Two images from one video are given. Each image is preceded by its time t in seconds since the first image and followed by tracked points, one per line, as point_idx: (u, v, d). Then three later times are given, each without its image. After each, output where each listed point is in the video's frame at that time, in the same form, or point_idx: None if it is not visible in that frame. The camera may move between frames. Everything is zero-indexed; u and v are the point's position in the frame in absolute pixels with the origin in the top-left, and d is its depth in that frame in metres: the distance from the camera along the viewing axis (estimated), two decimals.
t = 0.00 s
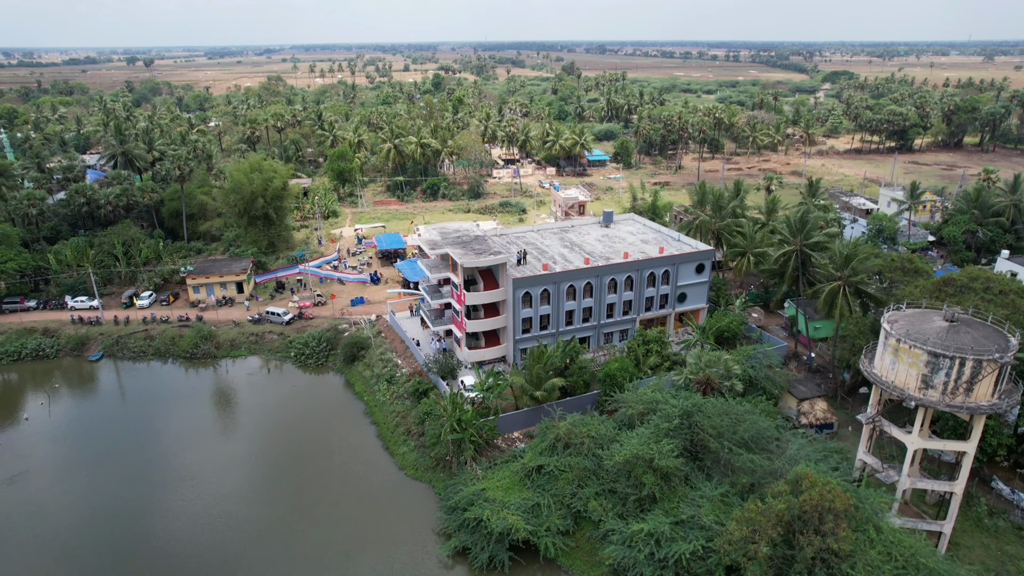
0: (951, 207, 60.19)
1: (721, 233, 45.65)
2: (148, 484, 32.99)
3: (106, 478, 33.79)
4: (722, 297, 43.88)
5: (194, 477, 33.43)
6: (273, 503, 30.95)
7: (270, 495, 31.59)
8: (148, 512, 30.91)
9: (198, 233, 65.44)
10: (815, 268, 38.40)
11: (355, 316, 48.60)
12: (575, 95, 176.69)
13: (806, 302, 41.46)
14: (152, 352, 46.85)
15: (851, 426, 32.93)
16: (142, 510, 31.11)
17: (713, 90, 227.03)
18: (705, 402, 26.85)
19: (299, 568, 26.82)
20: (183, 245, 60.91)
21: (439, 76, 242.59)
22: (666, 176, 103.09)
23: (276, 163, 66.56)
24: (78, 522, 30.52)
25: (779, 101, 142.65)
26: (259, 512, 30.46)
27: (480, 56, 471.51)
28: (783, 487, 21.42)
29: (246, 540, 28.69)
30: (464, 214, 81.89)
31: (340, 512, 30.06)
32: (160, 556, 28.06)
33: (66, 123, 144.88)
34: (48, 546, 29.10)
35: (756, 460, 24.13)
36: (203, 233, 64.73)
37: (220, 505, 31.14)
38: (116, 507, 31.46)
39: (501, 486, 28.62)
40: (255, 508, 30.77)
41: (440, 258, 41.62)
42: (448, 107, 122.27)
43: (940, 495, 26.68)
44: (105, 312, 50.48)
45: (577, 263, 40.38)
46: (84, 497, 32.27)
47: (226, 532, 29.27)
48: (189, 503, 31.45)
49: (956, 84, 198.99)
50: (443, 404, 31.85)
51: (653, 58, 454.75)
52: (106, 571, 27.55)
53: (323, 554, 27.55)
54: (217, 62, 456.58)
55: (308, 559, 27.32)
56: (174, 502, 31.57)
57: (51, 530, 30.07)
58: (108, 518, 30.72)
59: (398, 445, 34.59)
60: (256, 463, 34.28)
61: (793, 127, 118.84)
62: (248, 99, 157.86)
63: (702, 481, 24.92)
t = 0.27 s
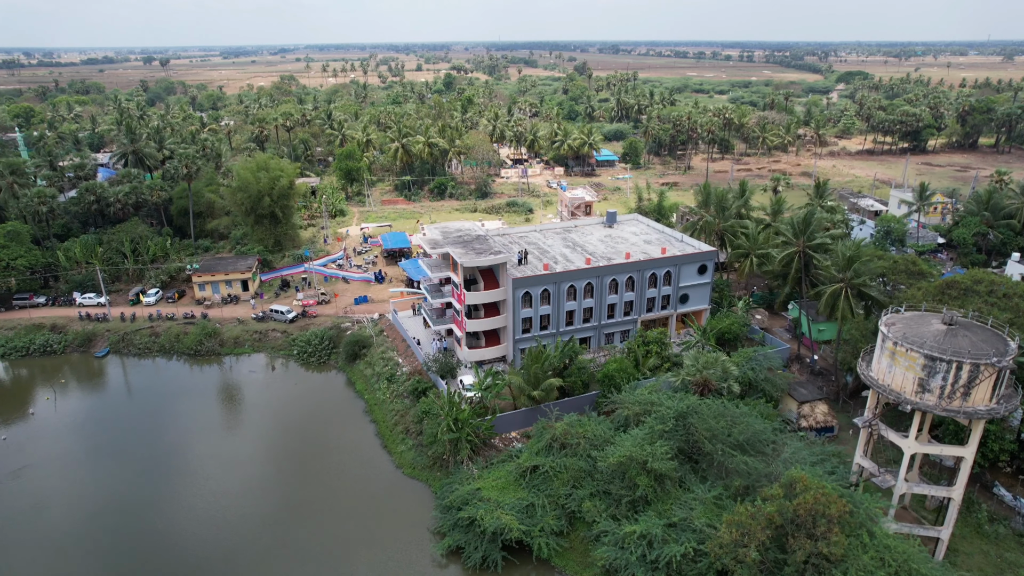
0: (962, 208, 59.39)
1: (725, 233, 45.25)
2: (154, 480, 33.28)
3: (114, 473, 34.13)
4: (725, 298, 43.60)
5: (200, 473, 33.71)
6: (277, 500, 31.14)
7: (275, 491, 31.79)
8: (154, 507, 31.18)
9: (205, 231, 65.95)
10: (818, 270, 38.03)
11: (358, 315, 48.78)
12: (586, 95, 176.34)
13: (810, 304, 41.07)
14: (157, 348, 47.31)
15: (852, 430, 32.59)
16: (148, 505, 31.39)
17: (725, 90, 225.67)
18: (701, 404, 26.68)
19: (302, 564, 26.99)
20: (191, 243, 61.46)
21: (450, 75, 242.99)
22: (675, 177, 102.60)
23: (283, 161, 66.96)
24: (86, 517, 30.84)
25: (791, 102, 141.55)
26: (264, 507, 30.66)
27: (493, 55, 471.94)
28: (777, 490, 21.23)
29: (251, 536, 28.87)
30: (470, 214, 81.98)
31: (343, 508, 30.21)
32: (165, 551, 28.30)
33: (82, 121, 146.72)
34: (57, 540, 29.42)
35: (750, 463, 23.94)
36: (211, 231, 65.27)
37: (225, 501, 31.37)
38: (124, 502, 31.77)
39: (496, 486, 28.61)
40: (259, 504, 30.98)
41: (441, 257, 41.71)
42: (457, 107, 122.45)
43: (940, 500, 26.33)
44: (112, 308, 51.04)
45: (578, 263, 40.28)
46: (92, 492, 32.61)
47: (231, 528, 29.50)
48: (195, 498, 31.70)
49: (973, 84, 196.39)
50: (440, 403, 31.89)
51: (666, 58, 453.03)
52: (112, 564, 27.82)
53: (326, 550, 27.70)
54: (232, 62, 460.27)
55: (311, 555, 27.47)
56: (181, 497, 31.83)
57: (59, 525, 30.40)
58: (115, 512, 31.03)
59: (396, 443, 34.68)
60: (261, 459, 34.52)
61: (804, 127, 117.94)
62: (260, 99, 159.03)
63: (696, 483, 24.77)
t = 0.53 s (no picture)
0: (972, 210, 58.61)
1: (728, 234, 44.90)
2: (159, 476, 33.55)
3: (119, 469, 34.45)
4: (727, 299, 43.34)
5: (204, 469, 33.96)
6: (279, 497, 31.32)
7: (277, 488, 31.97)
8: (158, 503, 31.45)
9: (213, 229, 66.42)
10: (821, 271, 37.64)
11: (360, 313, 48.96)
12: (596, 95, 175.95)
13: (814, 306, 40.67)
14: (163, 345, 47.76)
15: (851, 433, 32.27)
16: (152, 501, 31.65)
17: (737, 90, 224.27)
18: (697, 405, 26.49)
19: (304, 561, 27.13)
20: (198, 241, 61.97)
21: (461, 75, 243.13)
22: (683, 177, 102.11)
23: (290, 160, 67.32)
24: (92, 512, 31.13)
25: (803, 102, 140.36)
26: (266, 505, 30.85)
27: (504, 55, 472.49)
28: (770, 493, 21.02)
29: (253, 533, 29.05)
30: (477, 214, 82.02)
31: (344, 506, 30.34)
32: (168, 547, 28.54)
33: (96, 120, 148.30)
34: (63, 534, 29.74)
35: (744, 466, 23.73)
36: (218, 229, 65.79)
37: (228, 498, 31.58)
38: (128, 498, 32.05)
39: (491, 485, 28.60)
40: (262, 501, 31.18)
41: (442, 257, 41.80)
42: (466, 107, 122.60)
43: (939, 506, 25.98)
44: (119, 305, 51.59)
45: (579, 263, 40.16)
46: (97, 488, 32.91)
47: (234, 525, 29.69)
48: (198, 495, 31.94)
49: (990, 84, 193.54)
50: (437, 402, 31.90)
51: (678, 58, 450.95)
52: (116, 560, 28.07)
53: (327, 547, 27.84)
54: (245, 62, 463.41)
55: (312, 552, 27.61)
56: (184, 494, 32.07)
57: (64, 520, 30.69)
58: (120, 508, 31.32)
59: (394, 442, 34.78)
60: (265, 456, 34.75)
61: (815, 128, 117.00)
62: (271, 98, 160.12)
63: (689, 485, 24.59)
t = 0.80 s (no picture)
0: (984, 212, 57.78)
1: (731, 235, 44.56)
2: (164, 472, 33.85)
3: (126, 464, 34.76)
4: (730, 300, 43.05)
5: (208, 465, 34.23)
6: (282, 494, 31.50)
7: (280, 485, 32.18)
8: (163, 498, 31.73)
9: (221, 227, 66.96)
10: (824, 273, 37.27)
11: (363, 312, 49.16)
12: (607, 95, 175.37)
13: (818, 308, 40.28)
14: (168, 342, 48.20)
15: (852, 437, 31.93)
16: (157, 496, 31.93)
17: (751, 91, 222.73)
18: (692, 406, 26.33)
19: (305, 557, 27.28)
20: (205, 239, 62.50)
21: (472, 74, 243.48)
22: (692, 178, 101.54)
23: (297, 159, 67.69)
24: (97, 507, 31.42)
25: (815, 102, 139.05)
26: (269, 501, 31.05)
27: (517, 55, 472.21)
28: (762, 494, 20.90)
29: (256, 529, 29.24)
30: (483, 213, 82.04)
31: (345, 503, 30.50)
32: (172, 541, 28.79)
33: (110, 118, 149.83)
34: (69, 528, 30.04)
35: (737, 468, 23.53)
36: (226, 227, 66.32)
37: (231, 494, 31.80)
38: (133, 493, 32.35)
39: (485, 485, 28.59)
40: (265, 497, 31.38)
41: (443, 256, 41.88)
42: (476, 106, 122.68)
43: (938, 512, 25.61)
44: (126, 302, 52.16)
45: (580, 263, 40.05)
46: (103, 483, 33.22)
47: (237, 521, 29.90)
48: (203, 491, 32.20)
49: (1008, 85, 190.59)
50: (434, 401, 31.92)
51: (691, 58, 448.80)
52: (120, 554, 28.32)
53: (328, 544, 27.97)
54: (260, 62, 466.82)
55: (314, 549, 27.76)
56: (189, 489, 32.34)
57: (69, 514, 30.99)
58: (125, 503, 31.60)
59: (392, 440, 34.89)
60: (269, 453, 35.01)
61: (826, 128, 115.99)
62: (283, 97, 161.07)
63: (682, 487, 24.42)
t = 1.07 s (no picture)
0: (995, 214, 56.94)
1: (735, 236, 44.25)
2: (169, 468, 34.15)
3: (133, 459, 35.14)
4: (733, 302, 42.74)
5: (212, 462, 34.50)
6: (280, 491, 31.72)
7: (283, 482, 32.38)
8: (168, 494, 32.03)
9: (228, 226, 67.44)
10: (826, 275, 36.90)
11: (367, 310, 49.37)
12: (618, 95, 174.78)
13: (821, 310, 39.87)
14: (173, 339, 48.64)
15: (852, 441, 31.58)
16: (162, 492, 32.24)
17: (764, 91, 221.02)
18: (687, 408, 26.16)
19: (306, 554, 27.43)
20: (213, 237, 63.01)
21: (484, 74, 243.77)
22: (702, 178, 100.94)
23: (304, 158, 68.08)
24: (104, 502, 31.79)
25: (828, 103, 137.70)
26: (269, 498, 31.26)
27: (529, 54, 471.97)
28: (752, 497, 20.81)
29: (258, 526, 29.43)
30: (490, 213, 82.06)
31: (347, 502, 30.63)
32: (177, 537, 29.04)
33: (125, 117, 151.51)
34: (75, 522, 30.38)
35: (730, 471, 23.32)
36: (234, 225, 66.83)
37: (235, 490, 32.08)
38: (139, 488, 32.68)
39: (480, 484, 28.58)
40: (263, 494, 31.62)
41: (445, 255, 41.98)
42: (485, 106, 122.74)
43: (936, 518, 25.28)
44: (133, 299, 52.72)
45: (581, 264, 39.95)
46: (109, 478, 33.57)
47: (240, 517, 30.14)
48: (207, 487, 32.49)
49: None
50: (431, 400, 31.96)
51: (705, 57, 446.45)
52: (120, 548, 28.67)
53: (330, 541, 28.13)
54: (275, 61, 469.57)
55: (312, 546, 27.89)
56: (193, 486, 32.60)
57: (76, 509, 31.35)
58: (131, 498, 31.92)
59: (390, 439, 34.97)
60: (273, 450, 35.26)
61: (839, 129, 114.89)
62: (295, 96, 162.08)
63: (675, 489, 24.23)
